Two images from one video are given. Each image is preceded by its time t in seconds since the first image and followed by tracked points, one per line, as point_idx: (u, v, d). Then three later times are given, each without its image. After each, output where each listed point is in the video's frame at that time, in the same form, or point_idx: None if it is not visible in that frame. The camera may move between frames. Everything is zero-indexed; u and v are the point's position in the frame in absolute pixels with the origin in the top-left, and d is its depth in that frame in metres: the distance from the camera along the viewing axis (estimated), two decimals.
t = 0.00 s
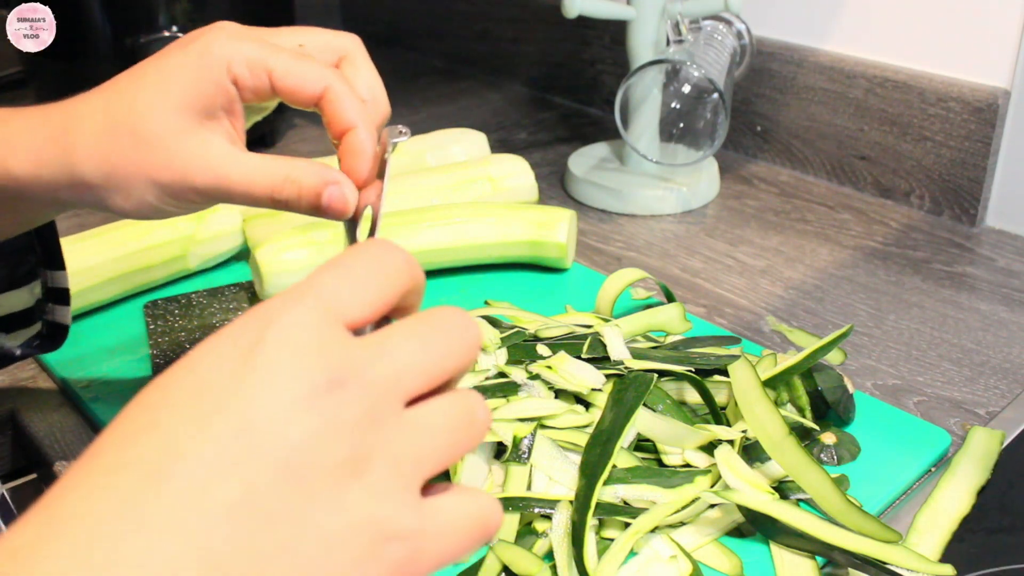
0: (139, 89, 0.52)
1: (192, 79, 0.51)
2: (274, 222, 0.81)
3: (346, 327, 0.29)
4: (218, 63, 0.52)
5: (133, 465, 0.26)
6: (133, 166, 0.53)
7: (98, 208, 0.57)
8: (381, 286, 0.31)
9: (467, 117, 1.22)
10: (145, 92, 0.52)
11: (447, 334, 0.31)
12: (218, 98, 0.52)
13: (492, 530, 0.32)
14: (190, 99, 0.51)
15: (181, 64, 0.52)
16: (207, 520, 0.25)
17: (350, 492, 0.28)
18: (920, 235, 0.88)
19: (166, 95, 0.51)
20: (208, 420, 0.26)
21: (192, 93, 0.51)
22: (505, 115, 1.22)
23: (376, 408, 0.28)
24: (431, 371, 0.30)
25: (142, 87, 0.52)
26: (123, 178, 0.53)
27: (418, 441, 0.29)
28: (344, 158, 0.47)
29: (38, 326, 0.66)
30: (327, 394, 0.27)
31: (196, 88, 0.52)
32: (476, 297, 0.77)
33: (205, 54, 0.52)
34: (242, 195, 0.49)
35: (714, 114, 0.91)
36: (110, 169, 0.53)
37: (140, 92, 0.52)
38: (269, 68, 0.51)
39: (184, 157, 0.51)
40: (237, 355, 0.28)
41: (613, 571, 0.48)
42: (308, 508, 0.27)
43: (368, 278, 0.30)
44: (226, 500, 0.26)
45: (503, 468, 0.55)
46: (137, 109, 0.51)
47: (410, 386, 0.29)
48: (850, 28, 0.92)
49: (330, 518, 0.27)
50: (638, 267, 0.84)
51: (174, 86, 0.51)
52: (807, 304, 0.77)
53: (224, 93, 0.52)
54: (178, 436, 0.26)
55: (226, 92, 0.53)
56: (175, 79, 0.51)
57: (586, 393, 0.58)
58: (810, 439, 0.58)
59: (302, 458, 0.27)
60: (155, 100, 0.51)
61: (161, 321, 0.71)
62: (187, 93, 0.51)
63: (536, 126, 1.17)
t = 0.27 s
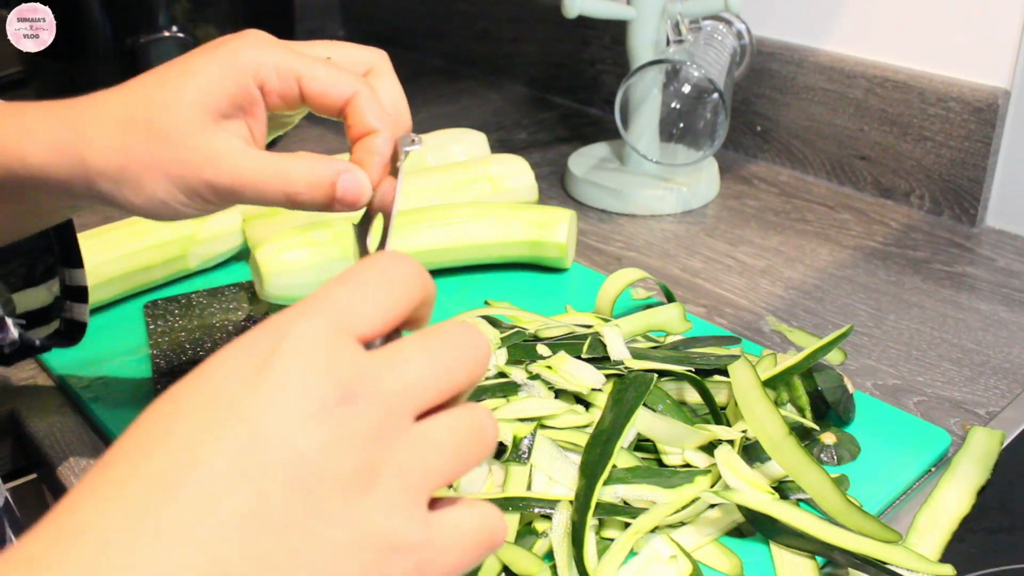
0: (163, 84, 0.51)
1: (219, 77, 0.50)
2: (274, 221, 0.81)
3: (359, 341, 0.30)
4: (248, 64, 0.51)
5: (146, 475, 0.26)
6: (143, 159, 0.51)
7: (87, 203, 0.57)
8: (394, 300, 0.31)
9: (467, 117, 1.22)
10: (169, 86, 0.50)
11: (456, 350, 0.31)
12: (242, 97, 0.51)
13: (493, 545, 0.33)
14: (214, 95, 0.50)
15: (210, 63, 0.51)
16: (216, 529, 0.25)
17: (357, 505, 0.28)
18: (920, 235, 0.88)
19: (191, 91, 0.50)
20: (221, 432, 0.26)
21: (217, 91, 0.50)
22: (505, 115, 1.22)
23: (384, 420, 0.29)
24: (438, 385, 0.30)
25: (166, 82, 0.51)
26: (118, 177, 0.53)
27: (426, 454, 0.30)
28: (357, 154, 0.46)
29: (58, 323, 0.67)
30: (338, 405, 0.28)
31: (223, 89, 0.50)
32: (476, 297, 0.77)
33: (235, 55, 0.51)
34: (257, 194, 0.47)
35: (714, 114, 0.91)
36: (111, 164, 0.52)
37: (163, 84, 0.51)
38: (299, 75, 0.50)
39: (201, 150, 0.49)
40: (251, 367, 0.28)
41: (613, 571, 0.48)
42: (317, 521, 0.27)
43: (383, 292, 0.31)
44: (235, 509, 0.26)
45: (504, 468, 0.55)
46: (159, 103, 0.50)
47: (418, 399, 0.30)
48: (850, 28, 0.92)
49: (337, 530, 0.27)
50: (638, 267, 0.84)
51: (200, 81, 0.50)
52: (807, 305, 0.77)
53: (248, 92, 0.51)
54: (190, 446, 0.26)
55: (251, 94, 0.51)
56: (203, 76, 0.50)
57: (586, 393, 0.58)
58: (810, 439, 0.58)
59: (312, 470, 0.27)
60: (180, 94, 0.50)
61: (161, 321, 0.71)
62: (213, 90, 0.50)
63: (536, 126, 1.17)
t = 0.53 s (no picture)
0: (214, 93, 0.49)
1: (267, 85, 0.49)
2: (273, 220, 0.80)
3: (411, 394, 0.31)
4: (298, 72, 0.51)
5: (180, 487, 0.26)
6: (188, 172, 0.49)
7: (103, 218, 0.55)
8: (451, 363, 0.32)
9: (467, 117, 1.22)
10: (220, 94, 0.49)
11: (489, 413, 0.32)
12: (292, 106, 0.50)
13: None
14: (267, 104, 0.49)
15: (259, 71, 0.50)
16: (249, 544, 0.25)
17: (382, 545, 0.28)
18: (920, 235, 0.88)
19: (247, 97, 0.49)
20: (261, 456, 0.27)
21: (267, 98, 0.49)
22: (505, 115, 1.22)
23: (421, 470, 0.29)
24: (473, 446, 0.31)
25: (217, 92, 0.49)
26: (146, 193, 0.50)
27: (448, 515, 0.30)
28: (382, 141, 0.48)
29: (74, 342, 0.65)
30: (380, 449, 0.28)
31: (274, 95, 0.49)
32: (476, 297, 0.77)
33: (285, 65, 0.51)
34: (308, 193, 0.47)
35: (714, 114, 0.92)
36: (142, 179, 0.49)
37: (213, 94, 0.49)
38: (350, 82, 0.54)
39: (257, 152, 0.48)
40: (304, 397, 0.28)
41: (613, 571, 0.48)
42: (348, 558, 0.27)
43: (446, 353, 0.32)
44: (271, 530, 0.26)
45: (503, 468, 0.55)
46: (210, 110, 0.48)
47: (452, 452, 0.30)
48: (850, 28, 0.92)
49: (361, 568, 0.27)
50: (638, 267, 0.84)
51: (253, 89, 0.49)
52: (807, 304, 0.77)
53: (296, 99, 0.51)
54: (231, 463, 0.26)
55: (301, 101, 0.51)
56: (253, 83, 0.49)
57: (586, 393, 0.58)
58: (810, 439, 0.58)
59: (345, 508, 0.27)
60: (231, 99, 0.48)
61: (161, 321, 0.71)
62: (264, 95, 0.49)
63: (536, 126, 1.17)
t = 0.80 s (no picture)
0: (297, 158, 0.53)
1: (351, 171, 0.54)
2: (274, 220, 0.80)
3: (376, 415, 0.35)
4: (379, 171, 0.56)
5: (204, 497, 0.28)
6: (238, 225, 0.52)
7: (121, 249, 0.56)
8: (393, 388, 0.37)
9: (468, 117, 1.22)
10: (305, 163, 0.53)
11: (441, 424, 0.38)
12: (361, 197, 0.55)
13: None
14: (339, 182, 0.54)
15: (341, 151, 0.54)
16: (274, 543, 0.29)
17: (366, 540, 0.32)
18: (920, 235, 0.88)
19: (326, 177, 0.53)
20: (273, 461, 0.30)
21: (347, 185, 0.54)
22: (505, 115, 1.22)
23: (398, 473, 0.34)
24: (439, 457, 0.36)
25: (304, 158, 0.54)
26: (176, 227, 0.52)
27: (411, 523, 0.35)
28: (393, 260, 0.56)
29: (114, 348, 0.64)
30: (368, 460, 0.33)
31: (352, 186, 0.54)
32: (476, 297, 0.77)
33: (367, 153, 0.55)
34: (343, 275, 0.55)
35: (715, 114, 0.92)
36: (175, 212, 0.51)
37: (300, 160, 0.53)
38: (405, 190, 0.56)
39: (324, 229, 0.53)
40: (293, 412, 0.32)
41: (613, 571, 0.48)
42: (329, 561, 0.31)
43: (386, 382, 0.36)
44: (286, 526, 0.29)
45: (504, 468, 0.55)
46: (288, 176, 0.52)
47: (426, 463, 0.35)
48: (849, 28, 0.92)
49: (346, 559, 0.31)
50: (638, 267, 0.84)
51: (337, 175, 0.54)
52: (807, 304, 0.77)
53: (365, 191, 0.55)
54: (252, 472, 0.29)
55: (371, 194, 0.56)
56: (337, 164, 0.54)
57: (586, 393, 0.58)
58: (810, 439, 0.58)
59: (344, 509, 0.31)
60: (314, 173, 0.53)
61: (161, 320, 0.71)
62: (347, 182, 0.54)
63: (536, 126, 1.17)
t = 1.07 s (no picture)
0: (282, 101, 0.54)
1: (333, 99, 0.55)
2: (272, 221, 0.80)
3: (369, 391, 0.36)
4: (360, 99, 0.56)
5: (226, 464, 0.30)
6: (231, 178, 0.52)
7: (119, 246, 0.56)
8: (387, 369, 0.39)
9: (467, 117, 1.22)
10: (290, 102, 0.54)
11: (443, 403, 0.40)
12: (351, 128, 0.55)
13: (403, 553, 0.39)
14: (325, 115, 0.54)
15: (321, 86, 0.55)
16: (295, 510, 0.31)
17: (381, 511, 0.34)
18: (920, 235, 0.88)
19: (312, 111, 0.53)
20: (272, 434, 0.32)
21: (332, 113, 0.54)
22: (505, 115, 1.22)
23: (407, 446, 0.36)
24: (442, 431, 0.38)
25: (293, 101, 0.54)
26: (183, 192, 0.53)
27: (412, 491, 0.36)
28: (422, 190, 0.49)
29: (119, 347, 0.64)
30: (380, 434, 0.35)
31: (336, 114, 0.54)
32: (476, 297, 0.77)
33: (349, 85, 0.56)
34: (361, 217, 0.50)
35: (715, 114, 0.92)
36: (177, 181, 0.53)
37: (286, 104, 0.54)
38: (399, 109, 0.57)
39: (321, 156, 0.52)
40: (303, 388, 0.34)
41: (613, 571, 0.48)
42: (337, 528, 0.32)
43: (383, 365, 0.39)
44: (300, 496, 0.31)
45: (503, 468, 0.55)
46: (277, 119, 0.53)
47: (432, 439, 0.37)
48: (850, 28, 0.92)
49: (364, 529, 0.33)
50: (638, 267, 0.84)
51: (323, 105, 0.54)
52: (807, 304, 0.77)
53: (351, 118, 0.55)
54: (271, 443, 0.31)
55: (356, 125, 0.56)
56: (320, 98, 0.54)
57: (586, 393, 0.58)
58: (810, 439, 0.58)
59: (359, 480, 0.33)
60: (299, 110, 0.53)
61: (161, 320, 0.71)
62: (330, 110, 0.54)
63: (536, 126, 1.17)
